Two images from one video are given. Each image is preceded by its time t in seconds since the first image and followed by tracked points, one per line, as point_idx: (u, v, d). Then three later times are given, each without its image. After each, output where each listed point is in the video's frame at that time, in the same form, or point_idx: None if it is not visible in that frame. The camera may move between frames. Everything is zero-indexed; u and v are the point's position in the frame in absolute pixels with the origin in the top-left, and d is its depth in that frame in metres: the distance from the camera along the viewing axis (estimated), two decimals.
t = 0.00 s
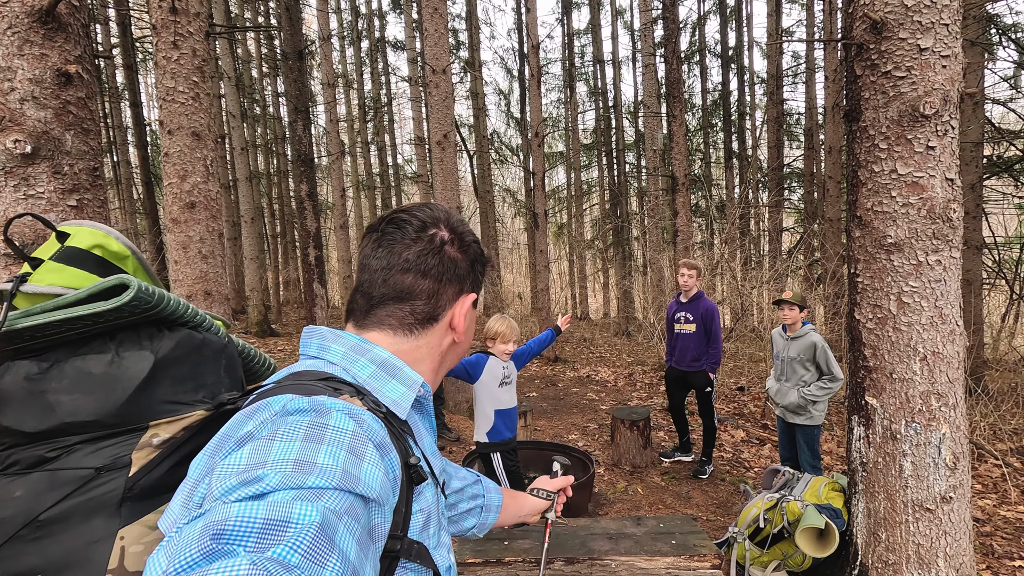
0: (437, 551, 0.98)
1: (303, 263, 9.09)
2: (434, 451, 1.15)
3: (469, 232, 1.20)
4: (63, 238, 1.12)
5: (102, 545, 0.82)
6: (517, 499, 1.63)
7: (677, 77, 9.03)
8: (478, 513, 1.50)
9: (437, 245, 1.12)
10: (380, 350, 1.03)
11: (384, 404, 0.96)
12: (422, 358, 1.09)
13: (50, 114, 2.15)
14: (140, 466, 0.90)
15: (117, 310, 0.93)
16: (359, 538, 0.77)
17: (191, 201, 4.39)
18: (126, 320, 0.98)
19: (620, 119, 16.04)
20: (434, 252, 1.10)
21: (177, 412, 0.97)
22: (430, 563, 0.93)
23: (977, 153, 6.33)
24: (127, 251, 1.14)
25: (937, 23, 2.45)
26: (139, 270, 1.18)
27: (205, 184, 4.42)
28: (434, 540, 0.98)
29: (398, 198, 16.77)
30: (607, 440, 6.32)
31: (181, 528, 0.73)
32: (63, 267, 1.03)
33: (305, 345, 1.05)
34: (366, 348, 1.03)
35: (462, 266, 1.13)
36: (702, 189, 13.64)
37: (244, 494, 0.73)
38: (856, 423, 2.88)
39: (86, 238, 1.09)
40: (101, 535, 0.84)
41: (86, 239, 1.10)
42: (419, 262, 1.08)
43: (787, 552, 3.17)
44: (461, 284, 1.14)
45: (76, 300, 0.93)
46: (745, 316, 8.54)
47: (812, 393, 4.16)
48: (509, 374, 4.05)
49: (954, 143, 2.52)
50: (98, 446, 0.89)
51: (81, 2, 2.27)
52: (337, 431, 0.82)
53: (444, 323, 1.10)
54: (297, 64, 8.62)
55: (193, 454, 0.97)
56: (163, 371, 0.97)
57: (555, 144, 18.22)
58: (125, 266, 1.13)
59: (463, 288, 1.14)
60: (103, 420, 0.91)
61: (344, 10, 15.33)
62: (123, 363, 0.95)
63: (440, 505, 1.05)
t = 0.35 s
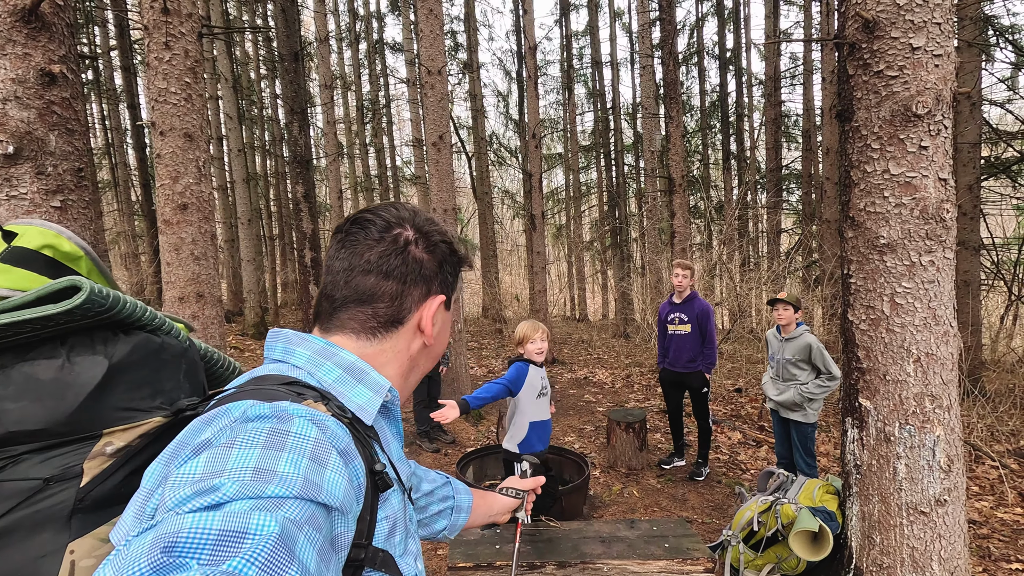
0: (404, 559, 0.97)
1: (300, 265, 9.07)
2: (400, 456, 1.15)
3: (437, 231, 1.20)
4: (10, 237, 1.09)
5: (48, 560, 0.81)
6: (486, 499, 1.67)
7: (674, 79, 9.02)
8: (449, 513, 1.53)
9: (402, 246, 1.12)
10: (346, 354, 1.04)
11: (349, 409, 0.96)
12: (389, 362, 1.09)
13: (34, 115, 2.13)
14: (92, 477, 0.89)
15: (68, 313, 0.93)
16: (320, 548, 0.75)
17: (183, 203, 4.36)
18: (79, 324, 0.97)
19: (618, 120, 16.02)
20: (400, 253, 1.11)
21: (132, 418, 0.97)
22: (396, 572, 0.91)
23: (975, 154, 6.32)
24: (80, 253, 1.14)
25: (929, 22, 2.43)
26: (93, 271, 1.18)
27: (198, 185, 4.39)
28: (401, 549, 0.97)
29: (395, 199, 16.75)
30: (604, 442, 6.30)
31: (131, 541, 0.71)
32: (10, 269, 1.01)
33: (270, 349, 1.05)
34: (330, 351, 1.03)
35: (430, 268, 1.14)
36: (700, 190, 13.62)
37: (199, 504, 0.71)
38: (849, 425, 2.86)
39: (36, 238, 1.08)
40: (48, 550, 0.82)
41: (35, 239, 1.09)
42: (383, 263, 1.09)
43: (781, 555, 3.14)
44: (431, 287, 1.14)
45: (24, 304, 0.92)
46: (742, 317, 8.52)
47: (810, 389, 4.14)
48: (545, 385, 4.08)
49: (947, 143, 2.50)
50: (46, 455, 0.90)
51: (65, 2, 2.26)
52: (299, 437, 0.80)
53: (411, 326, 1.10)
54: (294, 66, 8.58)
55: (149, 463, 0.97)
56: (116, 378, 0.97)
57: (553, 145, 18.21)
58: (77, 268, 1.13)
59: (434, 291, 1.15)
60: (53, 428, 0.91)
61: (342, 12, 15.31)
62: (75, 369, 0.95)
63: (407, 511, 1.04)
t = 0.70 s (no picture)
0: (397, 550, 0.98)
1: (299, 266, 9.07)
2: (393, 447, 1.16)
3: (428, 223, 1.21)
4: None
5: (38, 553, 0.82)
6: (469, 492, 1.74)
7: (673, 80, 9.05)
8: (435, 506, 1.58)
9: (387, 235, 1.13)
10: (338, 346, 1.06)
11: (341, 399, 0.97)
12: (378, 352, 1.10)
13: (32, 112, 2.13)
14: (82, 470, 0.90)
15: (57, 305, 0.92)
16: (313, 537, 0.76)
17: (182, 202, 4.36)
18: (68, 317, 0.97)
19: (617, 122, 16.05)
20: (383, 243, 1.11)
21: (122, 411, 0.97)
22: (389, 562, 0.92)
23: (972, 155, 6.35)
24: (68, 245, 1.14)
25: (925, 21, 2.44)
26: (80, 264, 1.18)
27: (197, 185, 4.39)
28: (394, 539, 0.98)
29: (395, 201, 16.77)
30: (602, 442, 6.30)
31: (123, 530, 0.72)
32: None
33: (262, 341, 1.05)
34: (323, 343, 1.05)
35: (416, 256, 1.15)
36: (699, 191, 13.65)
37: (190, 494, 0.71)
38: (847, 423, 2.87)
39: (23, 230, 1.08)
40: (39, 543, 0.84)
41: (23, 230, 1.08)
42: (366, 253, 1.10)
43: (779, 553, 3.15)
44: (417, 275, 1.15)
45: (11, 296, 0.91)
46: (741, 318, 8.53)
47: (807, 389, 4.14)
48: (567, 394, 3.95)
49: (943, 141, 2.51)
50: (36, 448, 0.89)
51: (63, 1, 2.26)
52: (291, 427, 0.81)
53: (399, 315, 1.12)
54: (292, 66, 8.58)
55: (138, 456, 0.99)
56: (104, 371, 0.97)
57: (552, 147, 18.22)
58: (63, 261, 1.12)
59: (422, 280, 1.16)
60: (39, 421, 0.90)
61: (341, 13, 15.32)
62: (65, 361, 0.94)
63: (400, 503, 1.05)
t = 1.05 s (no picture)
0: (400, 552, 0.98)
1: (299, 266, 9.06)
2: (396, 448, 1.17)
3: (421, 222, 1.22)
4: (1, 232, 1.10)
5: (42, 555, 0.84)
6: (466, 491, 1.74)
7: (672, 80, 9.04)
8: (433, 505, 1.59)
9: (370, 236, 1.14)
10: (339, 348, 1.07)
11: (342, 401, 0.99)
12: (373, 354, 1.11)
13: (33, 114, 2.13)
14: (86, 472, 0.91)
15: (60, 309, 0.93)
16: (315, 541, 0.76)
17: (183, 203, 4.36)
18: (72, 320, 0.98)
19: (617, 121, 16.04)
20: (368, 244, 1.12)
21: (125, 414, 0.98)
22: (391, 565, 0.93)
23: (972, 154, 6.35)
24: (73, 248, 1.15)
25: (924, 21, 2.44)
26: (85, 266, 1.19)
27: (197, 185, 4.40)
28: (396, 542, 0.98)
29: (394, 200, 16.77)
30: (603, 442, 6.31)
31: (125, 534, 0.72)
32: None
33: (264, 344, 1.06)
34: (324, 345, 1.06)
35: (402, 255, 1.14)
36: (699, 191, 13.64)
37: (192, 498, 0.72)
38: (847, 423, 2.87)
39: (28, 233, 1.09)
40: (43, 545, 0.85)
41: (27, 234, 1.09)
42: (351, 255, 1.12)
43: (780, 553, 3.15)
44: (408, 275, 1.15)
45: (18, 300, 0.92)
46: (740, 318, 8.53)
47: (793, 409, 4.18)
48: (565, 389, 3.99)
49: (943, 141, 2.52)
50: (41, 451, 0.90)
51: (64, 2, 2.27)
52: (291, 431, 0.81)
53: (391, 317, 1.12)
54: (292, 67, 8.57)
55: (142, 458, 0.99)
56: (108, 374, 0.97)
57: (552, 147, 18.21)
58: (68, 264, 1.13)
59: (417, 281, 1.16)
60: (44, 422, 0.91)
61: (340, 14, 15.32)
62: (68, 364, 0.94)
63: (402, 505, 1.05)
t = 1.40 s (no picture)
0: (404, 557, 0.98)
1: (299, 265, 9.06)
2: (401, 452, 1.19)
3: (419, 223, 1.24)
4: (24, 239, 1.14)
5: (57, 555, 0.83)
6: (470, 491, 1.75)
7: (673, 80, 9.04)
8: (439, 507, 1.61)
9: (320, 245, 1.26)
10: (343, 351, 1.10)
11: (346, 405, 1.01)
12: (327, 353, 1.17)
13: (37, 116, 2.14)
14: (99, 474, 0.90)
15: (75, 313, 0.94)
16: (319, 545, 0.77)
17: (185, 204, 4.37)
18: (87, 324, 0.99)
19: (618, 121, 16.04)
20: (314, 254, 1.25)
21: (137, 416, 0.98)
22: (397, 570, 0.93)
23: (974, 154, 6.34)
24: (88, 254, 1.18)
25: (926, 23, 2.45)
26: (101, 271, 1.22)
27: (199, 186, 4.40)
28: (401, 546, 0.98)
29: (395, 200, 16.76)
30: (604, 442, 6.31)
31: (129, 539, 0.73)
32: (18, 269, 1.04)
33: (273, 349, 1.12)
34: (328, 349, 1.10)
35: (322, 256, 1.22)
36: (700, 191, 13.62)
37: (196, 502, 0.72)
38: (849, 423, 2.88)
39: (45, 240, 1.12)
40: (59, 544, 0.84)
41: (44, 240, 1.12)
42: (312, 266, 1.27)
43: (782, 553, 3.15)
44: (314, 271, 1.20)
45: (37, 304, 0.94)
46: (741, 318, 8.53)
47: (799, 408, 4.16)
48: (562, 389, 4.03)
49: (945, 142, 2.52)
50: (55, 452, 0.91)
51: (68, 5, 2.28)
52: (295, 433, 0.82)
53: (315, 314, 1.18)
54: (293, 67, 8.56)
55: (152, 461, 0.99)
56: (120, 377, 0.99)
57: (552, 146, 18.19)
58: (85, 269, 1.17)
59: (317, 269, 1.20)
60: (58, 424, 0.93)
61: (341, 13, 15.30)
62: (82, 368, 0.96)
63: (407, 510, 1.06)
